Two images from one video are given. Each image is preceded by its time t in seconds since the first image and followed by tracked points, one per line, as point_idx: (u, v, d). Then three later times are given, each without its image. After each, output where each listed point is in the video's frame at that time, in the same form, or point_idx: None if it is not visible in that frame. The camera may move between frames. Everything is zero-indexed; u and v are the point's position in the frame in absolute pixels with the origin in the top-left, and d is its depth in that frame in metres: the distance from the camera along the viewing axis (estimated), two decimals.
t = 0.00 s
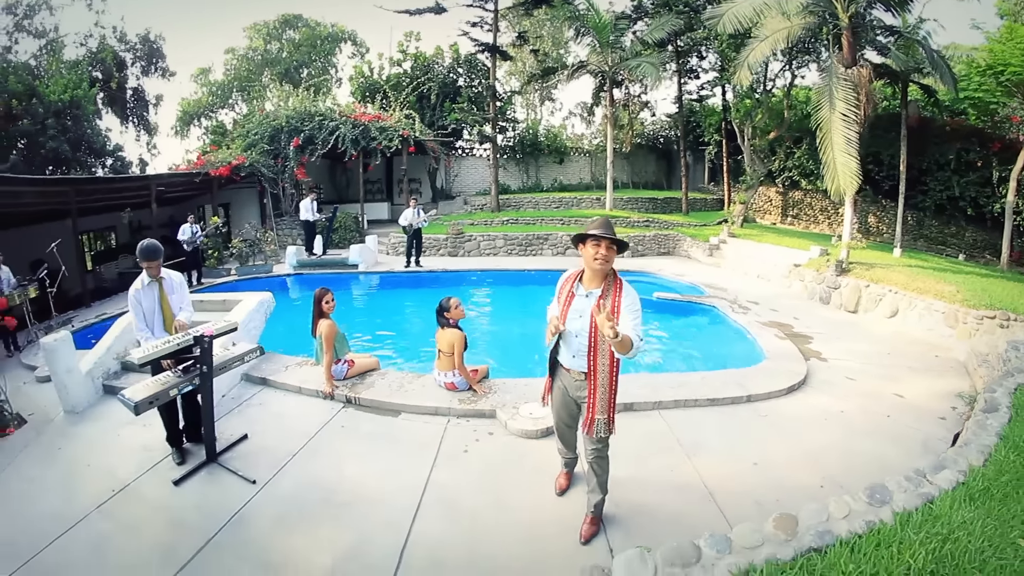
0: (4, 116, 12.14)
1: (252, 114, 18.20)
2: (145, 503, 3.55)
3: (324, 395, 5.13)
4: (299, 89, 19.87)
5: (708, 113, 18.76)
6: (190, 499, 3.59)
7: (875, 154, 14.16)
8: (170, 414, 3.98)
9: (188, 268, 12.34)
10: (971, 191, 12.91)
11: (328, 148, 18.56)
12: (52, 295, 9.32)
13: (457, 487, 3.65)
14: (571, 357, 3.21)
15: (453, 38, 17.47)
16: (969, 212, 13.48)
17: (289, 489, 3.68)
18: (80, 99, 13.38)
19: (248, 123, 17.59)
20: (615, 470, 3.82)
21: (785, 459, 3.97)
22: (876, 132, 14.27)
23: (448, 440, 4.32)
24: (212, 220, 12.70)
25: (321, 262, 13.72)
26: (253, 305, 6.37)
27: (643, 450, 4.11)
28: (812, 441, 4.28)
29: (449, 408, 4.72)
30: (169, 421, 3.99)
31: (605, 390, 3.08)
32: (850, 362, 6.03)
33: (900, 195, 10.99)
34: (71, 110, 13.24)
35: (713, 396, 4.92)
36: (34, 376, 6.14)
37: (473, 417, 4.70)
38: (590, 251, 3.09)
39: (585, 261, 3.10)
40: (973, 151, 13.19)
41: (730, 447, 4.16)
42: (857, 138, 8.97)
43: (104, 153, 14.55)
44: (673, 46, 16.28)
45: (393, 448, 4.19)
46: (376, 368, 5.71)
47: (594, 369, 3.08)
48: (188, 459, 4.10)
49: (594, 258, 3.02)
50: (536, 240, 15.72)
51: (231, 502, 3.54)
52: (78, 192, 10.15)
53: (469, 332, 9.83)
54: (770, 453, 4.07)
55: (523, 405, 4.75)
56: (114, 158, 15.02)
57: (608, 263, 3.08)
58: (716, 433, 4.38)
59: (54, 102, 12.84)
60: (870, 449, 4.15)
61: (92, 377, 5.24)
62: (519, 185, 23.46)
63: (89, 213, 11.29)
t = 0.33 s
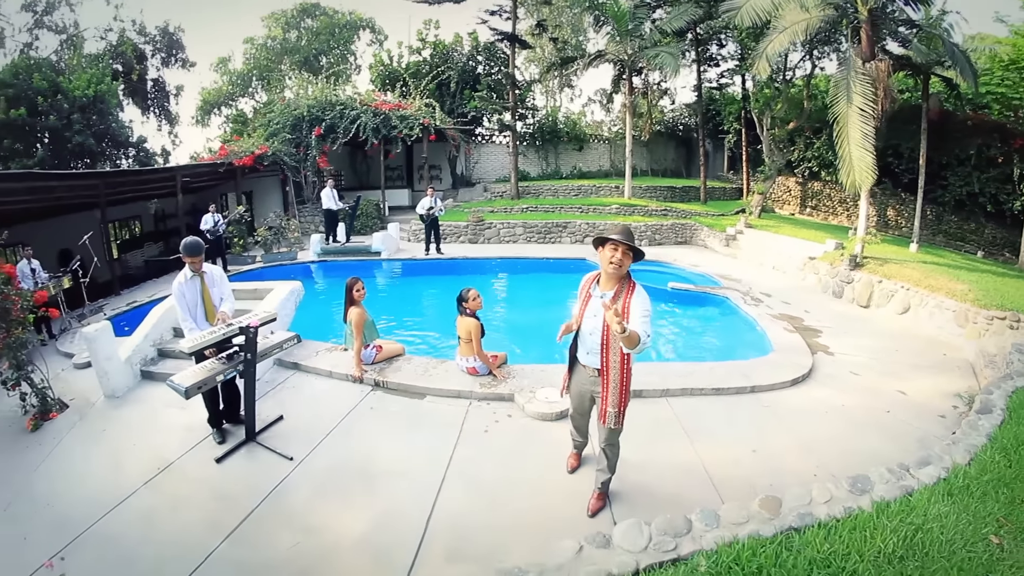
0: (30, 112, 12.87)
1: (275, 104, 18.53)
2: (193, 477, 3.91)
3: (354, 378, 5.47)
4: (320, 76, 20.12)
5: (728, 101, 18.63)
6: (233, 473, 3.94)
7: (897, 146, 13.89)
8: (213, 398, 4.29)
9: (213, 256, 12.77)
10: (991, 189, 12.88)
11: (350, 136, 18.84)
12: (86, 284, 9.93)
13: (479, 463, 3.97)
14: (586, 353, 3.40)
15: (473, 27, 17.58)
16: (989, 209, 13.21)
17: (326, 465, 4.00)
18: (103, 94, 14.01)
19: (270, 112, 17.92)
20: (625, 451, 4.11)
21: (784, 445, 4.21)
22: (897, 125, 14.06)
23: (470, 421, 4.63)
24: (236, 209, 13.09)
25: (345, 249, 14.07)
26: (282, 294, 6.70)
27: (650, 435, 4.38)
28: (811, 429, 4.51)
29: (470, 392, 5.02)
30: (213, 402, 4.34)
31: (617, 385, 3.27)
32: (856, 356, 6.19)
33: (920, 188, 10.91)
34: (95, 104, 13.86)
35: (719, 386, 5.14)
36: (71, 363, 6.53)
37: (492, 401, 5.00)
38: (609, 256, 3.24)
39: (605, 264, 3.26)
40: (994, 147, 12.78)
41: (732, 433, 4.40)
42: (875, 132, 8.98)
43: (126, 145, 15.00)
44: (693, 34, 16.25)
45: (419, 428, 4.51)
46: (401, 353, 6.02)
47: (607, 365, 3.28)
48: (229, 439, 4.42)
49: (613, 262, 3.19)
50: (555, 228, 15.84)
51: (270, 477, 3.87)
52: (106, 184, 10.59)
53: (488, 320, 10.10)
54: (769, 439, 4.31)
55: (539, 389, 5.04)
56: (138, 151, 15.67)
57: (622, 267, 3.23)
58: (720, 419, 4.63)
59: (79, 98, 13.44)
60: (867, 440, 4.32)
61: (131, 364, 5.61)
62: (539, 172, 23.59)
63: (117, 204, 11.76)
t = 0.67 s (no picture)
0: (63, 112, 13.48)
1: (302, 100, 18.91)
2: (231, 459, 4.22)
3: (384, 370, 5.74)
4: (345, 73, 20.48)
5: (750, 97, 18.47)
6: (267, 456, 4.23)
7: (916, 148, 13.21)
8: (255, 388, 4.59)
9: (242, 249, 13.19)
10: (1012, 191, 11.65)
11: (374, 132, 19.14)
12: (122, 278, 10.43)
13: (498, 450, 4.20)
14: (599, 357, 3.57)
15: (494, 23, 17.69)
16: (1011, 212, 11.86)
17: (356, 450, 4.27)
18: (132, 93, 14.53)
19: (296, 108, 18.28)
20: (634, 442, 4.31)
21: (786, 439, 4.36)
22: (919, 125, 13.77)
23: (493, 411, 4.87)
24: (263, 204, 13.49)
25: (370, 244, 14.39)
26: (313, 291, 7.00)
27: (659, 427, 4.56)
28: (814, 426, 4.64)
29: (492, 384, 5.25)
30: (255, 391, 4.62)
31: (627, 387, 3.45)
32: (865, 358, 6.26)
33: (941, 189, 10.82)
34: (124, 103, 14.39)
35: (726, 383, 5.28)
36: (111, 353, 6.92)
37: (513, 393, 5.22)
38: (622, 269, 3.38)
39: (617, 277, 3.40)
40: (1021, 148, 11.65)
41: (737, 427, 4.55)
42: (892, 135, 8.94)
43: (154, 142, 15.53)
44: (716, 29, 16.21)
45: (444, 418, 4.75)
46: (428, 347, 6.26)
47: (617, 370, 3.45)
48: (269, 424, 4.71)
49: (624, 275, 3.32)
50: (576, 224, 15.79)
51: (304, 460, 4.15)
52: (137, 180, 11.03)
53: (509, 316, 10.32)
54: (772, 434, 4.46)
55: (556, 383, 5.24)
56: (164, 147, 16.12)
57: (633, 281, 3.36)
58: (727, 414, 4.78)
59: (109, 97, 13.96)
60: (867, 439, 4.43)
61: (171, 354, 5.97)
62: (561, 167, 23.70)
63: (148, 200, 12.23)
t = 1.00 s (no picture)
0: (98, 115, 14.09)
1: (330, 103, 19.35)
2: (267, 447, 4.55)
3: (413, 368, 6.02)
4: (371, 76, 20.88)
5: (773, 100, 18.39)
6: (300, 445, 4.56)
7: (938, 152, 13.06)
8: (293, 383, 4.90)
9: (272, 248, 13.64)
10: None
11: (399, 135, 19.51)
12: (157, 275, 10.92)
13: (515, 444, 4.44)
14: (610, 364, 3.78)
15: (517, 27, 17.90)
16: None
17: (384, 441, 4.55)
18: (163, 96, 15.09)
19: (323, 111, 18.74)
20: (644, 440, 4.50)
21: (788, 441, 4.51)
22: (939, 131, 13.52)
23: (513, 408, 5.11)
24: (292, 205, 13.91)
25: (397, 245, 14.69)
26: (346, 292, 7.33)
27: (666, 426, 4.75)
28: (816, 429, 4.77)
29: (512, 383, 5.50)
30: (292, 384, 4.94)
31: (634, 393, 3.63)
32: (873, 366, 6.35)
33: (962, 197, 10.77)
34: (155, 107, 14.94)
35: (733, 387, 5.43)
36: (151, 348, 7.34)
37: (532, 392, 5.46)
38: (633, 284, 3.58)
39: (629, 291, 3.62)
40: None
41: (742, 428, 4.72)
42: (911, 142, 8.95)
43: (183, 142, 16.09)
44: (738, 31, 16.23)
45: (467, 413, 5.02)
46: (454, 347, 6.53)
47: (625, 376, 3.64)
48: (306, 416, 5.03)
49: (635, 290, 3.54)
50: (598, 227, 15.92)
51: (336, 449, 4.46)
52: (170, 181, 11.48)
53: (531, 317, 10.55)
54: (774, 435, 4.61)
55: (573, 383, 5.46)
56: (194, 147, 16.60)
57: (643, 298, 3.57)
58: (734, 416, 4.95)
59: (141, 101, 14.54)
60: (866, 443, 4.55)
61: (211, 350, 6.34)
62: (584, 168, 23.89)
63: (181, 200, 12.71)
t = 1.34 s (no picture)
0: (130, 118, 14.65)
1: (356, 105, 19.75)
2: (299, 437, 4.88)
3: (437, 366, 6.32)
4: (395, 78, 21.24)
5: (796, 102, 18.32)
6: (329, 436, 4.88)
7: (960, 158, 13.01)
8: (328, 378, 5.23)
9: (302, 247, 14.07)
10: None
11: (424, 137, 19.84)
12: (190, 274, 11.40)
13: (531, 440, 4.71)
14: (619, 371, 4.00)
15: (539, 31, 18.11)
16: None
17: (409, 434, 4.86)
18: (193, 98, 15.63)
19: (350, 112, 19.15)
20: (651, 439, 4.74)
21: (787, 444, 4.70)
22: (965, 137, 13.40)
23: (531, 406, 5.38)
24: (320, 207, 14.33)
25: (422, 246, 14.93)
26: (375, 294, 7.66)
27: (674, 427, 4.97)
28: (817, 433, 4.95)
29: (530, 383, 5.76)
30: (325, 380, 5.27)
31: (641, 398, 3.87)
32: (881, 376, 6.48)
33: (982, 204, 10.73)
34: (185, 110, 15.49)
35: (739, 393, 5.62)
36: (187, 343, 7.76)
37: (548, 392, 5.72)
38: (642, 299, 3.80)
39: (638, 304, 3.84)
40: None
41: (745, 431, 4.92)
42: (928, 151, 8.99)
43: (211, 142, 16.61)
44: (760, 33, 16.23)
45: (488, 410, 5.30)
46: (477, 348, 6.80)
47: (634, 382, 3.87)
48: (338, 409, 5.36)
49: (643, 304, 3.76)
50: (618, 231, 16.04)
51: (364, 441, 4.77)
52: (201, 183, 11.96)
53: (550, 319, 10.80)
54: (775, 439, 4.80)
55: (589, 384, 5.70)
56: (222, 148, 17.15)
57: (651, 312, 3.78)
58: (738, 420, 5.15)
59: (172, 104, 15.09)
60: (865, 449, 4.71)
61: (246, 347, 6.72)
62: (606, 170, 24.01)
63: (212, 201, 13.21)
